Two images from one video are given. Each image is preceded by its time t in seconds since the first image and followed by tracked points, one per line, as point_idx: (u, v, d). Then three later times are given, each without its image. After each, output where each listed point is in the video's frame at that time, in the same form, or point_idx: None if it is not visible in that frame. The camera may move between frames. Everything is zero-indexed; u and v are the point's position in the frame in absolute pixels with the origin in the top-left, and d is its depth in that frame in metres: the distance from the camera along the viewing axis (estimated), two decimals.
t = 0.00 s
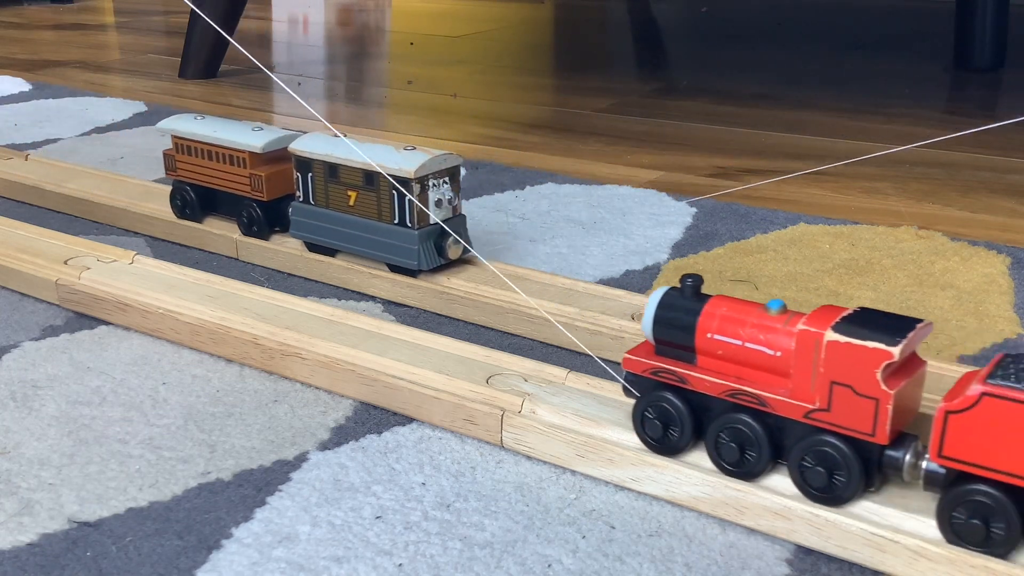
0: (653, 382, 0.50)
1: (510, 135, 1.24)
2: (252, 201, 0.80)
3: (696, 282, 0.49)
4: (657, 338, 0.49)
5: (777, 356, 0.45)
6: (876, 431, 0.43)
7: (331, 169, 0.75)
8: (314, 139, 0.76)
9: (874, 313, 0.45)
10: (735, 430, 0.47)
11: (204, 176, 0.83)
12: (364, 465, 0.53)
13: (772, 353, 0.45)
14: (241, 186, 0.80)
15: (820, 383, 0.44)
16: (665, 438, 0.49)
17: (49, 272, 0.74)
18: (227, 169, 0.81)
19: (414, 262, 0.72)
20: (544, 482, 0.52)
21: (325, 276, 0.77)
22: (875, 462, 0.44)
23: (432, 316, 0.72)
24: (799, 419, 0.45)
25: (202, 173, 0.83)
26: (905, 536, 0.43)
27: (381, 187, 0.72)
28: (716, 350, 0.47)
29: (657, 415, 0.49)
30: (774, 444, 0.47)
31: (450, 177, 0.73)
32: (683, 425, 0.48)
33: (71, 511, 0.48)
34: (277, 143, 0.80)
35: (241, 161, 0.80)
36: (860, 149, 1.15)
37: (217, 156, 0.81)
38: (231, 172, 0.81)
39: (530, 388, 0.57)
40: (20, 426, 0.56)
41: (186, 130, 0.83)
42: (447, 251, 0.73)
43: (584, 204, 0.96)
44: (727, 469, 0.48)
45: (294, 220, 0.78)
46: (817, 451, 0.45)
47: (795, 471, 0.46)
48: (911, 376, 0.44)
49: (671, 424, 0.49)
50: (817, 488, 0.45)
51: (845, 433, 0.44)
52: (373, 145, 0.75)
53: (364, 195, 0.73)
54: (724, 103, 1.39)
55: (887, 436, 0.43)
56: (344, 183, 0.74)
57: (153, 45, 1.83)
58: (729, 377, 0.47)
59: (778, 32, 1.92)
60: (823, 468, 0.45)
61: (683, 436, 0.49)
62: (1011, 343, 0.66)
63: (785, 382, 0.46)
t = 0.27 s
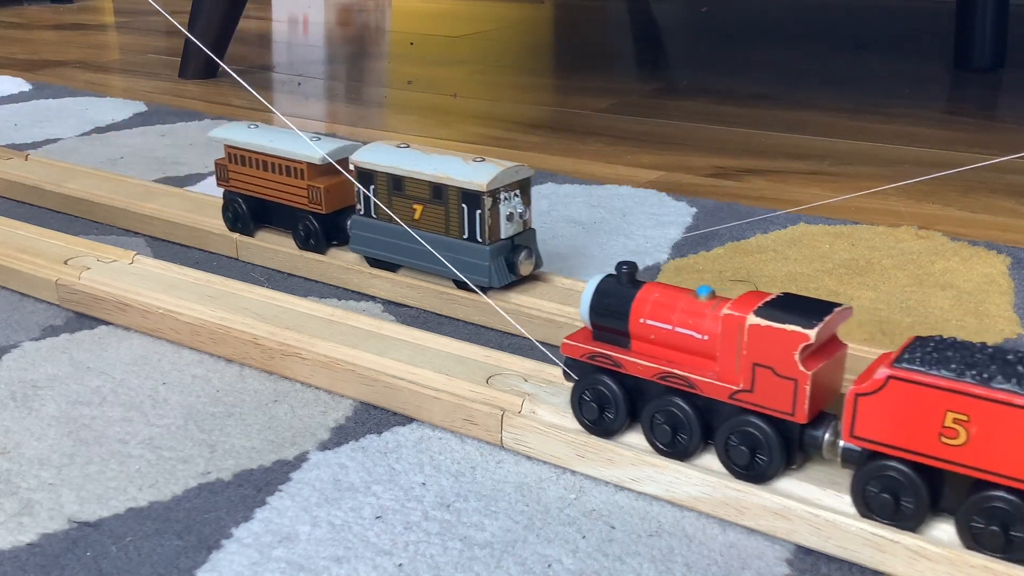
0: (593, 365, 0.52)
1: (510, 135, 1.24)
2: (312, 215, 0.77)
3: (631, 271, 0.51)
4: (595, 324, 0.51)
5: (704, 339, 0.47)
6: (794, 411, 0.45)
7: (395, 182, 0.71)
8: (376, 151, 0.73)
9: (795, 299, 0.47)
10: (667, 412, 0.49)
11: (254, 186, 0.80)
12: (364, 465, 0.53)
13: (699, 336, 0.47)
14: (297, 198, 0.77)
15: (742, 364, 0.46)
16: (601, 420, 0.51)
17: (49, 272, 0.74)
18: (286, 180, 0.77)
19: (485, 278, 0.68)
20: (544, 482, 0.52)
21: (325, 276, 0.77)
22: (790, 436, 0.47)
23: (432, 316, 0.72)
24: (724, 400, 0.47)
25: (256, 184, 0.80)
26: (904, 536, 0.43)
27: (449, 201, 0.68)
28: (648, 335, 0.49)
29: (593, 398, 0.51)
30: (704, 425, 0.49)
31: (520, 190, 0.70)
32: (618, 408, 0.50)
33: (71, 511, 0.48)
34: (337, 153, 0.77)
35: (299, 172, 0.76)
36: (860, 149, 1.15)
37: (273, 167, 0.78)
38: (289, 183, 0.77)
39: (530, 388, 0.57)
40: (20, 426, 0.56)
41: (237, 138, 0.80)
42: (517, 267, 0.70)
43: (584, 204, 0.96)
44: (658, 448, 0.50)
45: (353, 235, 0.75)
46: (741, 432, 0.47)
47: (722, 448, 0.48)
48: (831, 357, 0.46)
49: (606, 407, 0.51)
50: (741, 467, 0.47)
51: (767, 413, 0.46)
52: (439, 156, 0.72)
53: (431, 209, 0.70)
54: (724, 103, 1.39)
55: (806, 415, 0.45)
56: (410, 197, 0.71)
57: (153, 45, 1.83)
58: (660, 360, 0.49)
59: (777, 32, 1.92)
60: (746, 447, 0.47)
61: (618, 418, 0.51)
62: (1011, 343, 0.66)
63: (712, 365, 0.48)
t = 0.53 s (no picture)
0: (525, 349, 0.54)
1: (510, 135, 1.24)
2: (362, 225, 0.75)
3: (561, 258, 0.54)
4: (528, 308, 0.53)
5: (625, 322, 0.49)
6: (709, 389, 0.47)
7: (451, 193, 0.69)
8: (431, 161, 0.71)
9: (710, 283, 0.49)
10: (595, 392, 0.51)
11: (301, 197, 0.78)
12: (364, 465, 0.53)
13: (620, 319, 0.50)
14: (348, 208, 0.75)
15: (661, 346, 0.48)
16: (532, 401, 0.53)
17: (49, 272, 0.74)
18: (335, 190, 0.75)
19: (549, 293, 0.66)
20: (544, 482, 0.52)
21: (325, 276, 0.77)
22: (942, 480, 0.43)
23: (432, 316, 0.72)
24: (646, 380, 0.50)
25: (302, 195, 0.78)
26: (905, 536, 0.43)
27: (510, 212, 0.66)
28: (576, 319, 0.51)
29: (525, 378, 0.53)
30: (627, 405, 0.51)
31: (583, 203, 0.68)
32: (548, 389, 0.53)
33: (71, 511, 0.48)
34: (386, 162, 0.75)
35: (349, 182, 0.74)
36: (860, 149, 1.15)
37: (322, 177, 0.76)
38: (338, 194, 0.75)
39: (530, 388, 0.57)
40: (20, 426, 0.56)
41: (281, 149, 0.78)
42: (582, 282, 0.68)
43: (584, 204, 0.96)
44: (584, 427, 0.52)
45: (408, 247, 0.73)
46: (660, 409, 0.49)
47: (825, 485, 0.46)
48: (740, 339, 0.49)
49: (538, 388, 0.53)
50: (662, 444, 0.50)
51: (684, 392, 0.48)
52: (498, 166, 0.70)
53: (490, 219, 0.68)
54: (724, 104, 1.39)
55: (718, 393, 0.47)
56: (466, 207, 0.69)
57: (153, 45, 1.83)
58: (586, 343, 0.51)
59: (777, 32, 1.92)
60: (664, 425, 0.49)
61: (547, 399, 0.53)
62: (1010, 343, 0.66)
63: (633, 346, 0.50)
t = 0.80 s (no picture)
0: (472, 335, 0.55)
1: (510, 135, 1.24)
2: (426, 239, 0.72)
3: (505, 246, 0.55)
4: (474, 295, 0.55)
5: (565, 309, 0.51)
6: (643, 372, 0.49)
7: (525, 207, 0.66)
8: (502, 173, 0.68)
9: (646, 271, 0.51)
10: (537, 377, 0.53)
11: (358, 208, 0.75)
12: (364, 465, 0.53)
13: (561, 306, 0.51)
14: (411, 222, 0.72)
15: (598, 331, 0.50)
16: (478, 385, 0.55)
17: (49, 272, 0.74)
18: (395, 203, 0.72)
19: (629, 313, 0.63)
20: (544, 482, 0.52)
21: (325, 276, 0.77)
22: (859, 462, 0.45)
23: (432, 315, 0.72)
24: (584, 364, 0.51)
25: (359, 208, 0.75)
26: (904, 536, 0.43)
27: (590, 228, 0.63)
28: (519, 305, 0.53)
29: (471, 363, 0.55)
30: (569, 389, 0.53)
31: (664, 218, 0.65)
32: (493, 373, 0.54)
33: (71, 511, 0.48)
34: (453, 173, 0.72)
35: (412, 195, 0.71)
36: (860, 149, 1.15)
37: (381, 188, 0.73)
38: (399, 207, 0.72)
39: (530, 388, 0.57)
40: (20, 426, 0.56)
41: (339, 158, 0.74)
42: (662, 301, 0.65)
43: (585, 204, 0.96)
44: (527, 409, 0.54)
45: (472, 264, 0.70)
46: (599, 392, 0.51)
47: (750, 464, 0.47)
48: (676, 325, 0.50)
49: (484, 372, 0.55)
50: (599, 427, 0.51)
51: (621, 375, 0.50)
52: (572, 179, 0.67)
53: (566, 235, 0.65)
54: (724, 104, 1.39)
55: (652, 376, 0.49)
56: (541, 223, 0.66)
57: (153, 45, 1.83)
58: (529, 329, 0.53)
59: (777, 32, 1.92)
60: (604, 408, 0.51)
61: (491, 383, 0.55)
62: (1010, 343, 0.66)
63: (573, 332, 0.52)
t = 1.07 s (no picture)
0: (427, 321, 0.57)
1: (511, 135, 1.24)
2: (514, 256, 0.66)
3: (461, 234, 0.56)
4: (429, 281, 0.56)
5: (515, 296, 0.52)
6: (589, 358, 0.50)
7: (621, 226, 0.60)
8: (592, 189, 0.62)
9: (593, 259, 0.52)
10: (487, 363, 0.54)
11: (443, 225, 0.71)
12: (364, 465, 0.53)
13: (511, 293, 0.52)
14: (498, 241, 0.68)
15: (547, 318, 0.51)
16: (431, 369, 0.56)
17: (49, 272, 0.74)
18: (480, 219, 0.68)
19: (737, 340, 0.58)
20: (544, 482, 0.52)
21: (325, 276, 0.77)
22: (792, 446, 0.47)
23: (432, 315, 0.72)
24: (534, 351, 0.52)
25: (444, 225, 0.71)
26: (904, 536, 0.43)
27: (694, 249, 0.57)
28: (471, 293, 0.54)
29: (424, 349, 0.56)
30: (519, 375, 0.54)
31: (773, 238, 0.59)
32: (447, 359, 0.56)
33: (71, 511, 0.48)
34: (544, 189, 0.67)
35: (498, 210, 0.67)
36: (860, 149, 1.15)
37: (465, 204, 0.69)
38: (483, 222, 0.68)
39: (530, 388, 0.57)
40: (20, 426, 0.56)
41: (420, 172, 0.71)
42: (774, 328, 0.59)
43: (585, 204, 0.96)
44: (478, 393, 0.55)
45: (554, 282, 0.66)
46: (546, 377, 0.52)
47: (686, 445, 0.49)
48: (624, 312, 0.52)
49: (437, 357, 0.56)
50: (545, 411, 0.53)
51: (568, 361, 0.51)
52: (671, 195, 0.61)
53: (667, 256, 0.59)
54: (724, 103, 1.39)
55: (598, 362, 0.50)
56: (638, 242, 0.60)
57: (153, 45, 1.83)
58: (481, 315, 0.54)
59: (777, 32, 1.92)
60: (550, 392, 0.52)
61: (442, 369, 0.56)
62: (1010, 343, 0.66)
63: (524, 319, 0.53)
